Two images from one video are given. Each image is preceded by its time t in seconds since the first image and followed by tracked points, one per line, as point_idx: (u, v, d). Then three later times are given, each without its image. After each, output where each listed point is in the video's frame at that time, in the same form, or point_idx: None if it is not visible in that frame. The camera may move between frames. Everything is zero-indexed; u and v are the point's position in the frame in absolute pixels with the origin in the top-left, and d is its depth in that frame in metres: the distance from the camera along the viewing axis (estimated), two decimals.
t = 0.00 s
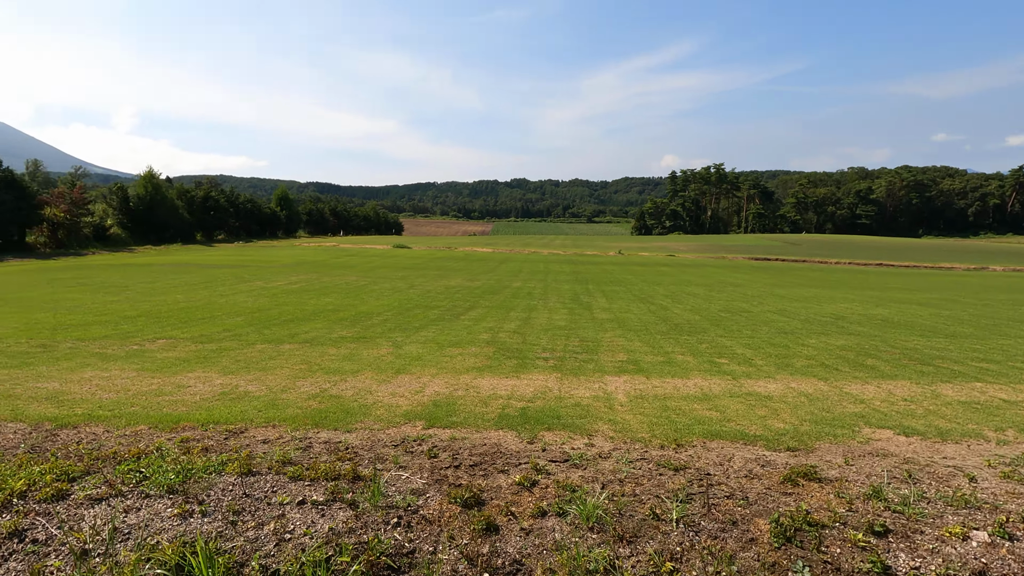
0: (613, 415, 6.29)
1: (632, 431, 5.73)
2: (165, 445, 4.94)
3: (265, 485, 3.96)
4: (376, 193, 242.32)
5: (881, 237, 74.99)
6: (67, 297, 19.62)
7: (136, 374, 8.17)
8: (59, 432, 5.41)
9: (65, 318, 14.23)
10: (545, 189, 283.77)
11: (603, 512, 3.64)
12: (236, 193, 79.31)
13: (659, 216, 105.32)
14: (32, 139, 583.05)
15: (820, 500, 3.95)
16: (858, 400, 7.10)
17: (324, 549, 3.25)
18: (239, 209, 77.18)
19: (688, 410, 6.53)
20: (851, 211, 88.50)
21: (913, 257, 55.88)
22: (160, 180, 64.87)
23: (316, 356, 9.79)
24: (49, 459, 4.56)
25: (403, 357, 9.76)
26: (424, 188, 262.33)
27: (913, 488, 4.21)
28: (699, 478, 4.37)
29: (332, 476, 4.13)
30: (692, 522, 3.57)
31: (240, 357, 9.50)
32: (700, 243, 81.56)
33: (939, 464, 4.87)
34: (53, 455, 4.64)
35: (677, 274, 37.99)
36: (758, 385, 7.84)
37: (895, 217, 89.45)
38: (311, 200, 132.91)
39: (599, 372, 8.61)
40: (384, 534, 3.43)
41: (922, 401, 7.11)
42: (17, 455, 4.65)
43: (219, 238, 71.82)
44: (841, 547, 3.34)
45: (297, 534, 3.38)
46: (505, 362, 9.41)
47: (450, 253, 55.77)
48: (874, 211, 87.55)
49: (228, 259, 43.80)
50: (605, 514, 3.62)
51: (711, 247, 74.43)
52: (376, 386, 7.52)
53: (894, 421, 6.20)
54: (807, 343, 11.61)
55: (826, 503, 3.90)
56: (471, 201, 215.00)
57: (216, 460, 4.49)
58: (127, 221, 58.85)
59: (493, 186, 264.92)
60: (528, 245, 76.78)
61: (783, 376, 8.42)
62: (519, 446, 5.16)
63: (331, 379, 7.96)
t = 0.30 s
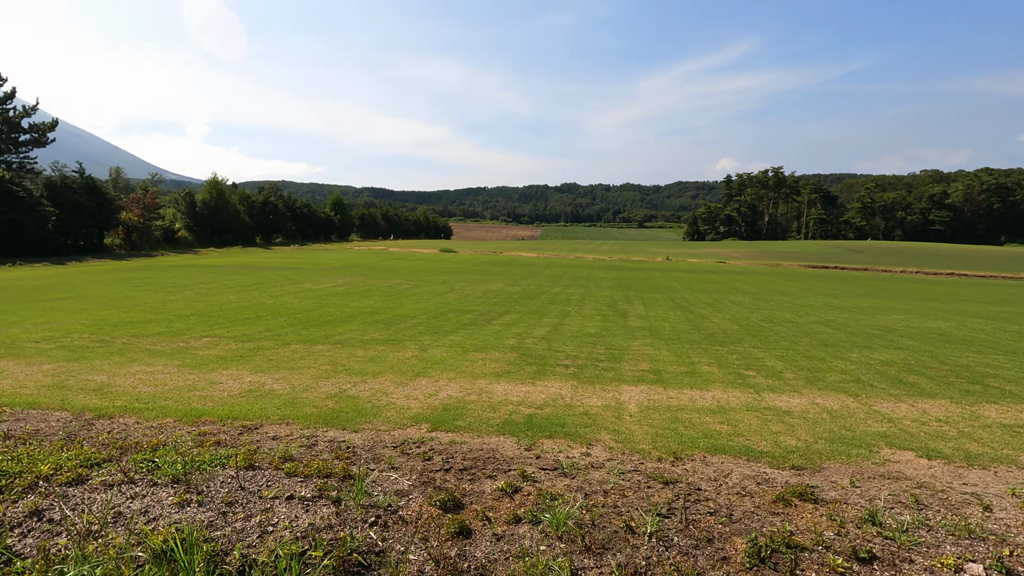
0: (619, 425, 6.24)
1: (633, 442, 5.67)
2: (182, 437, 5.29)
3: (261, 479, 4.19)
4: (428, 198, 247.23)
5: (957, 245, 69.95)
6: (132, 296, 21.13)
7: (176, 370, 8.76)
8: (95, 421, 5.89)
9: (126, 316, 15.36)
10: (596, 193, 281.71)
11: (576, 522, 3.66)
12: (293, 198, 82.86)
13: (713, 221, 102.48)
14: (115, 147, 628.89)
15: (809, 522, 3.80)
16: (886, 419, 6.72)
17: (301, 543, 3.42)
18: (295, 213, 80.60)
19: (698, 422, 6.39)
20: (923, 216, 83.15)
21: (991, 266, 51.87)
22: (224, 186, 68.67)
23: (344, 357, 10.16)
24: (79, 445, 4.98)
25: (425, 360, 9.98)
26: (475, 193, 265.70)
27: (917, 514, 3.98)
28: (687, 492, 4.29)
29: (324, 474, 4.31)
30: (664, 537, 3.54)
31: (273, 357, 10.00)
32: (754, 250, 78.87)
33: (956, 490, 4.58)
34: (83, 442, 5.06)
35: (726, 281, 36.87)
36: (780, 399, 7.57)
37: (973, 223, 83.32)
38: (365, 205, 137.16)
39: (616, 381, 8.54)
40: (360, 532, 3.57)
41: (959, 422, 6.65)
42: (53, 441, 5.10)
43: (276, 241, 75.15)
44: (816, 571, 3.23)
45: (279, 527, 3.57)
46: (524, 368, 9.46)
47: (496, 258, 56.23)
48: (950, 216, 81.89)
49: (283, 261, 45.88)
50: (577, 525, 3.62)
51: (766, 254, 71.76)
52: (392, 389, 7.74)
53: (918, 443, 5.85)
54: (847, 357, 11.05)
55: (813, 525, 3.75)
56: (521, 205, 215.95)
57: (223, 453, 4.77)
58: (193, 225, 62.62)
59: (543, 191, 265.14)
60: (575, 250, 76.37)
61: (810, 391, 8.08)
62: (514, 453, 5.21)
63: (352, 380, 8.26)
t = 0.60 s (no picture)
0: (620, 432, 6.27)
1: (630, 449, 5.69)
2: (203, 428, 5.72)
3: (261, 469, 4.51)
4: (478, 204, 250.35)
5: None
6: (190, 297, 22.61)
7: (213, 366, 9.41)
8: (131, 411, 6.45)
9: (181, 315, 16.48)
10: (647, 199, 276.99)
11: (543, 522, 3.77)
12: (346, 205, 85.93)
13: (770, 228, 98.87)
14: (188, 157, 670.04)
15: (784, 536, 3.74)
16: (906, 436, 6.42)
17: (284, 528, 3.68)
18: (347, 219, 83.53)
19: (703, 432, 6.32)
20: (1005, 224, 77.22)
21: None
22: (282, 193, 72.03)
23: (369, 358, 10.58)
24: (112, 431, 5.48)
25: (445, 364, 10.25)
26: (524, 199, 266.97)
27: (903, 534, 3.85)
28: (667, 500, 4.30)
29: (319, 467, 4.59)
30: (627, 540, 3.60)
31: (303, 356, 10.54)
32: (812, 257, 75.61)
33: (958, 512, 4.37)
34: (116, 429, 5.57)
35: (776, 290, 35.54)
36: (796, 412, 7.37)
37: None
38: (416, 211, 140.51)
39: (629, 389, 8.52)
40: (340, 521, 3.80)
41: (988, 443, 6.27)
42: (90, 427, 5.63)
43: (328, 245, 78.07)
44: None
45: (267, 513, 3.85)
46: (539, 373, 9.56)
47: (540, 264, 56.39)
48: None
49: (333, 265, 47.67)
50: (543, 525, 3.73)
51: (825, 262, 68.60)
52: (407, 390, 8.03)
53: (932, 462, 5.59)
54: (885, 370, 10.52)
55: (785, 538, 3.71)
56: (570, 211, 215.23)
57: (234, 444, 5.15)
58: (253, 230, 65.98)
59: (593, 197, 263.30)
60: (622, 257, 75.34)
61: (831, 404, 7.81)
62: (507, 455, 5.34)
63: (371, 380, 8.63)
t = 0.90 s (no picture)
0: (617, 439, 6.20)
1: (623, 456, 5.62)
2: (212, 422, 6.02)
3: (251, 462, 4.71)
4: (522, 210, 251.39)
5: None
6: (235, 299, 23.72)
7: (239, 364, 9.87)
8: (152, 403, 6.85)
9: (222, 316, 17.32)
10: (693, 204, 271.35)
11: (509, 523, 3.78)
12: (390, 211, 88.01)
13: (824, 234, 94.87)
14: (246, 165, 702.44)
15: (755, 549, 3.62)
16: (926, 453, 6.06)
17: (261, 519, 3.84)
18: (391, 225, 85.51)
19: (703, 442, 6.16)
20: None
21: None
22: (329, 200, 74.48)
23: (387, 359, 10.84)
24: (128, 422, 5.84)
25: (460, 367, 10.36)
26: (567, 204, 266.21)
27: (889, 554, 3.66)
28: (644, 507, 4.23)
29: (307, 462, 4.76)
30: (591, 545, 3.57)
31: (326, 356, 10.91)
32: (868, 266, 72.11)
33: (960, 534, 4.12)
34: (133, 420, 5.94)
35: (824, 299, 34.07)
36: (810, 424, 7.07)
37: None
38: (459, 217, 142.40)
39: (639, 396, 8.39)
40: (315, 514, 3.93)
41: (1016, 463, 5.85)
42: (110, 417, 6.02)
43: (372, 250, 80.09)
44: None
45: (248, 503, 4.02)
46: (551, 378, 9.54)
47: (579, 270, 56.05)
48: None
49: (374, 270, 48.90)
50: (509, 527, 3.74)
51: (883, 271, 65.25)
52: (416, 391, 8.19)
53: (947, 480, 5.27)
54: (922, 384, 9.95)
55: (758, 551, 3.58)
56: (613, 217, 213.37)
57: (235, 438, 5.39)
58: (300, 235, 68.47)
59: (638, 203, 260.05)
60: (665, 264, 74.05)
61: (850, 418, 7.45)
62: (495, 457, 5.38)
63: (384, 381, 8.84)
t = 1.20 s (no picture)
0: (598, 441, 6.27)
1: (599, 459, 5.69)
2: (206, 421, 6.29)
3: (234, 461, 4.92)
4: (544, 210, 251.18)
5: None
6: (254, 299, 24.33)
7: (245, 365, 10.20)
8: (154, 403, 7.17)
9: (238, 317, 17.82)
10: (719, 203, 267.21)
11: (465, 524, 3.91)
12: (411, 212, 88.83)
13: (853, 233, 92.42)
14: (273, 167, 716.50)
15: (706, 554, 3.68)
16: (915, 461, 5.96)
17: (233, 515, 4.03)
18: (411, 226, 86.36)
19: (685, 446, 6.19)
20: None
21: None
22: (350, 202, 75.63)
23: (389, 360, 11.07)
24: (127, 420, 6.14)
25: (458, 368, 10.52)
26: (590, 203, 264.78)
27: (840, 561, 3.67)
28: (605, 511, 4.30)
29: (287, 461, 4.95)
30: (545, 545, 3.69)
31: (329, 357, 11.19)
32: (900, 265, 70.05)
33: (923, 543, 4.09)
34: (132, 418, 6.24)
35: (849, 300, 33.25)
36: (799, 429, 7.02)
37: None
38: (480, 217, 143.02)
39: (631, 400, 8.41)
40: (285, 511, 4.11)
41: (1004, 472, 5.75)
42: (111, 415, 6.33)
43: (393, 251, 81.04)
44: None
45: (223, 500, 4.22)
46: (547, 381, 9.63)
47: (598, 270, 55.78)
48: None
49: (394, 271, 49.49)
50: (467, 528, 3.86)
51: (915, 271, 63.30)
52: (410, 392, 8.37)
53: (926, 488, 5.22)
54: (928, 389, 9.74)
55: (708, 555, 3.64)
56: (636, 217, 211.62)
57: (224, 437, 5.62)
58: (323, 236, 69.69)
59: (661, 202, 257.30)
60: (686, 264, 73.25)
61: (842, 423, 7.37)
62: (472, 458, 5.52)
63: (381, 382, 9.05)
